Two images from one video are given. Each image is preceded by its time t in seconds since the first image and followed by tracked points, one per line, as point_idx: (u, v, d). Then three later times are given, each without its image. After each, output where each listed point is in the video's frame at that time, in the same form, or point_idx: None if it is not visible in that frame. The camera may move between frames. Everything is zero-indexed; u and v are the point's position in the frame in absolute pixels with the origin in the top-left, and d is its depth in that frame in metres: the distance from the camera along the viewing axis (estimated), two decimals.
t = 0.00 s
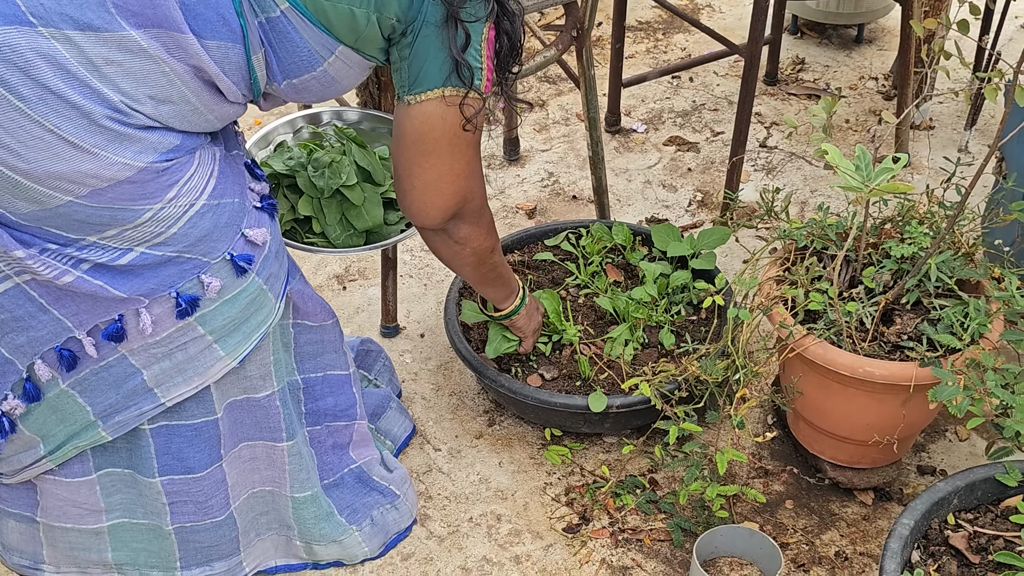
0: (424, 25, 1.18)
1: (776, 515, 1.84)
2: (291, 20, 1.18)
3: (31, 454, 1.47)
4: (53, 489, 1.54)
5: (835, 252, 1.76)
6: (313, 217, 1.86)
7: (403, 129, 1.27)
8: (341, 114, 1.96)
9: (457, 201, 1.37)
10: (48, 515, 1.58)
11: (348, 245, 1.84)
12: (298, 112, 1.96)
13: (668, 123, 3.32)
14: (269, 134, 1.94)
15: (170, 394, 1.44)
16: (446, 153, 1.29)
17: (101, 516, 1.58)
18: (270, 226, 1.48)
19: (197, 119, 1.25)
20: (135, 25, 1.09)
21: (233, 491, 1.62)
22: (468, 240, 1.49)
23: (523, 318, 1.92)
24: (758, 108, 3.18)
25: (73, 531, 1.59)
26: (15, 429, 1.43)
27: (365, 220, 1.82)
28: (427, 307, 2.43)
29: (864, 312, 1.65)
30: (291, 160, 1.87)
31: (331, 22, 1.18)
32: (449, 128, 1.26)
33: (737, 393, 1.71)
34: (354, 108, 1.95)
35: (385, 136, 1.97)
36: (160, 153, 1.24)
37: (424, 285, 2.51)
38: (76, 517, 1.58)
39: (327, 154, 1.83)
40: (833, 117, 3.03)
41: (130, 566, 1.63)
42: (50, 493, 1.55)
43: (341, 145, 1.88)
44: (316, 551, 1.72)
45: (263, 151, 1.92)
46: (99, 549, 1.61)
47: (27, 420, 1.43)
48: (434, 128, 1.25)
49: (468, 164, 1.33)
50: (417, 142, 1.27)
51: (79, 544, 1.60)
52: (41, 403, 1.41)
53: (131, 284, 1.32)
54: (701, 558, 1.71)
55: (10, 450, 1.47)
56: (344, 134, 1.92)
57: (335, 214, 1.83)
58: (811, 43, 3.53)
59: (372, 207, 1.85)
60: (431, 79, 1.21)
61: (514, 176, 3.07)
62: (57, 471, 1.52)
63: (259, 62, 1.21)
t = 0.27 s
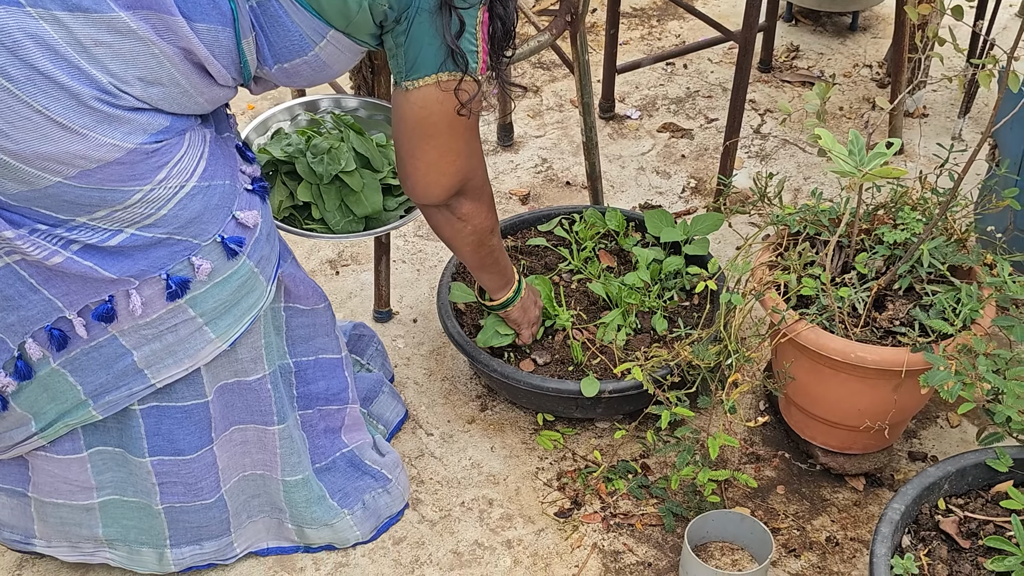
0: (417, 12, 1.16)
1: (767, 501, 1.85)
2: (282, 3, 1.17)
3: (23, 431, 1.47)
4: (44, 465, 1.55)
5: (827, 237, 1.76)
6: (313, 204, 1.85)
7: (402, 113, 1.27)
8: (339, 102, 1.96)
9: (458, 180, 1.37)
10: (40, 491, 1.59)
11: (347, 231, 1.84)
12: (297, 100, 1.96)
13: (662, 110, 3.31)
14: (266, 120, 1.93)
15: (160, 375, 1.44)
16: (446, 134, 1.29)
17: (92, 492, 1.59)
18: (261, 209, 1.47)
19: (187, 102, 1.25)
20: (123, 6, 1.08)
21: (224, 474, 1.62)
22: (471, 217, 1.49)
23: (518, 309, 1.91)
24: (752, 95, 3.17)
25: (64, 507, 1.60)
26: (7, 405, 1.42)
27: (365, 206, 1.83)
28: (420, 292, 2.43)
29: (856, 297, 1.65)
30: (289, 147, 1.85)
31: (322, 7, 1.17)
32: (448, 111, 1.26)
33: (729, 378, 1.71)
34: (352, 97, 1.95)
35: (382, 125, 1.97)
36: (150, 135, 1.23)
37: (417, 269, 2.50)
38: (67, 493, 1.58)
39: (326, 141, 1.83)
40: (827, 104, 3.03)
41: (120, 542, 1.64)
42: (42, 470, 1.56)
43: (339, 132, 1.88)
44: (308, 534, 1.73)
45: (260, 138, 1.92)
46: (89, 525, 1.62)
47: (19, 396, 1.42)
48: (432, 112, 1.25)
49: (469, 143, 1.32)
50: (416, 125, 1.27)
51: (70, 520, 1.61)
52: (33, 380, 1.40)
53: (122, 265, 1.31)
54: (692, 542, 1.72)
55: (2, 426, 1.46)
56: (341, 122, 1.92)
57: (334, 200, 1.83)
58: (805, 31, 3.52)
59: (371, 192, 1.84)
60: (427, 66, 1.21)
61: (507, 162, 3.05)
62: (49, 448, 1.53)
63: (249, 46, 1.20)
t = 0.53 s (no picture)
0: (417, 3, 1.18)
1: (771, 500, 1.84)
2: None
3: (27, 427, 1.49)
4: (47, 461, 1.56)
5: (834, 236, 1.75)
6: (317, 201, 1.86)
7: (394, 108, 1.26)
8: (347, 99, 1.96)
9: (448, 182, 1.36)
10: (44, 487, 1.59)
11: (351, 229, 1.86)
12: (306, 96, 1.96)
13: (671, 106, 3.29)
14: (274, 115, 1.94)
15: (164, 370, 1.45)
16: (436, 134, 1.28)
17: (96, 488, 1.60)
18: (264, 204, 1.48)
19: (189, 96, 1.25)
20: None
21: (227, 469, 1.63)
22: (458, 222, 1.48)
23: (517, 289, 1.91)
24: (762, 92, 3.15)
25: (68, 503, 1.61)
26: (11, 402, 1.44)
27: (369, 206, 1.84)
28: (426, 288, 2.43)
29: (862, 297, 1.64)
30: (295, 144, 1.85)
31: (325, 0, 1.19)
32: (441, 110, 1.25)
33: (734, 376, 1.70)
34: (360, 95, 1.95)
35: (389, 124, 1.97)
36: (152, 129, 1.23)
37: (424, 265, 2.50)
38: (71, 490, 1.59)
39: (332, 139, 1.82)
40: (837, 101, 3.01)
41: (125, 538, 1.65)
42: (45, 466, 1.56)
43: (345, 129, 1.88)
44: (310, 530, 1.73)
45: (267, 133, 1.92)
46: (93, 520, 1.63)
47: (23, 393, 1.43)
48: (424, 108, 1.24)
49: (459, 146, 1.32)
50: (407, 121, 1.26)
51: (74, 516, 1.62)
52: (35, 376, 1.42)
53: (125, 261, 1.32)
54: (695, 541, 1.71)
55: (6, 422, 1.48)
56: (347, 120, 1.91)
57: (340, 198, 1.84)
58: (816, 27, 3.50)
59: (376, 191, 1.85)
60: (425, 57, 1.20)
61: (515, 158, 3.05)
62: (51, 444, 1.53)
63: (252, 39, 1.22)
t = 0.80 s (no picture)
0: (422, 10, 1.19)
1: (780, 505, 1.83)
2: (287, 3, 1.22)
3: (32, 430, 1.52)
4: (53, 466, 1.59)
5: (844, 240, 1.75)
6: (327, 207, 1.86)
7: (403, 113, 1.29)
8: (358, 104, 1.99)
9: (458, 183, 1.40)
10: (50, 492, 1.63)
11: (360, 236, 1.85)
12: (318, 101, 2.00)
13: (687, 106, 3.27)
14: (287, 118, 1.97)
15: (169, 371, 1.49)
16: (446, 137, 1.31)
17: (102, 494, 1.63)
18: (269, 206, 1.52)
19: (193, 100, 1.30)
20: (125, 5, 1.12)
21: (233, 471, 1.67)
22: (468, 222, 1.52)
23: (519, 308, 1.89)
24: (779, 93, 3.12)
25: (74, 508, 1.64)
26: (15, 405, 1.47)
27: (378, 211, 1.83)
28: (438, 288, 2.43)
29: (872, 302, 1.63)
30: (306, 150, 1.87)
31: (327, 6, 1.22)
32: (449, 114, 1.28)
33: (741, 381, 1.69)
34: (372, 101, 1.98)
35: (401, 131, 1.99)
36: (154, 133, 1.28)
37: (436, 266, 2.51)
38: (77, 495, 1.63)
39: (342, 145, 1.83)
40: (854, 103, 2.98)
41: (131, 543, 1.68)
42: (50, 471, 1.60)
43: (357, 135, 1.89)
44: (317, 531, 1.76)
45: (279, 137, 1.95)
46: (100, 526, 1.66)
47: (27, 395, 1.47)
48: (433, 112, 1.28)
49: (469, 148, 1.35)
50: (416, 125, 1.30)
51: (79, 522, 1.65)
52: (40, 378, 1.45)
53: (128, 263, 1.36)
54: (702, 547, 1.71)
55: (11, 426, 1.51)
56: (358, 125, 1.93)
57: (349, 204, 1.83)
58: (835, 27, 3.46)
59: (386, 198, 1.85)
60: (430, 64, 1.23)
61: (529, 158, 3.03)
62: (58, 448, 1.57)
63: (253, 44, 1.25)
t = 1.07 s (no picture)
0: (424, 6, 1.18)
1: (792, 514, 1.81)
2: (290, 4, 1.23)
3: (44, 431, 1.56)
4: (66, 464, 1.64)
5: (859, 247, 1.72)
6: (339, 243, 1.90)
7: (390, 113, 1.25)
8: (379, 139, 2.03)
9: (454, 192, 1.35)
10: (62, 488, 1.67)
11: (368, 275, 1.89)
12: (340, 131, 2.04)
13: (706, 108, 3.25)
14: (310, 146, 2.03)
15: (176, 377, 1.53)
16: (432, 143, 1.25)
17: (113, 490, 1.68)
18: (276, 212, 1.54)
19: (198, 104, 1.32)
20: (129, 9, 1.14)
21: (241, 475, 1.70)
22: (455, 232, 1.47)
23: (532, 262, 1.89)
24: (799, 94, 3.09)
25: (85, 505, 1.68)
26: (28, 406, 1.52)
27: (386, 255, 1.85)
28: (452, 291, 2.43)
29: (885, 310, 1.62)
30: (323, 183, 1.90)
31: (332, 8, 1.22)
32: (437, 117, 1.23)
33: (752, 389, 1.67)
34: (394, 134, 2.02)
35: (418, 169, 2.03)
36: (158, 138, 1.30)
37: (450, 268, 2.51)
38: (88, 492, 1.67)
39: (360, 184, 1.86)
40: (875, 105, 2.94)
41: (140, 540, 1.72)
42: (63, 468, 1.64)
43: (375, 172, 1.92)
44: (325, 535, 1.79)
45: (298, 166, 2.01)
46: (110, 522, 1.70)
47: (38, 397, 1.52)
48: (419, 113, 1.23)
49: (456, 158, 1.29)
50: (401, 126, 1.25)
51: (90, 518, 1.70)
52: (52, 381, 1.50)
53: (134, 269, 1.40)
54: (712, 556, 1.70)
55: (24, 426, 1.56)
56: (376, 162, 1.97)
57: (360, 244, 1.87)
58: (857, 28, 3.42)
59: (397, 241, 1.87)
60: (425, 61, 1.20)
61: (546, 159, 3.01)
62: (70, 448, 1.62)
63: (258, 45, 1.27)
